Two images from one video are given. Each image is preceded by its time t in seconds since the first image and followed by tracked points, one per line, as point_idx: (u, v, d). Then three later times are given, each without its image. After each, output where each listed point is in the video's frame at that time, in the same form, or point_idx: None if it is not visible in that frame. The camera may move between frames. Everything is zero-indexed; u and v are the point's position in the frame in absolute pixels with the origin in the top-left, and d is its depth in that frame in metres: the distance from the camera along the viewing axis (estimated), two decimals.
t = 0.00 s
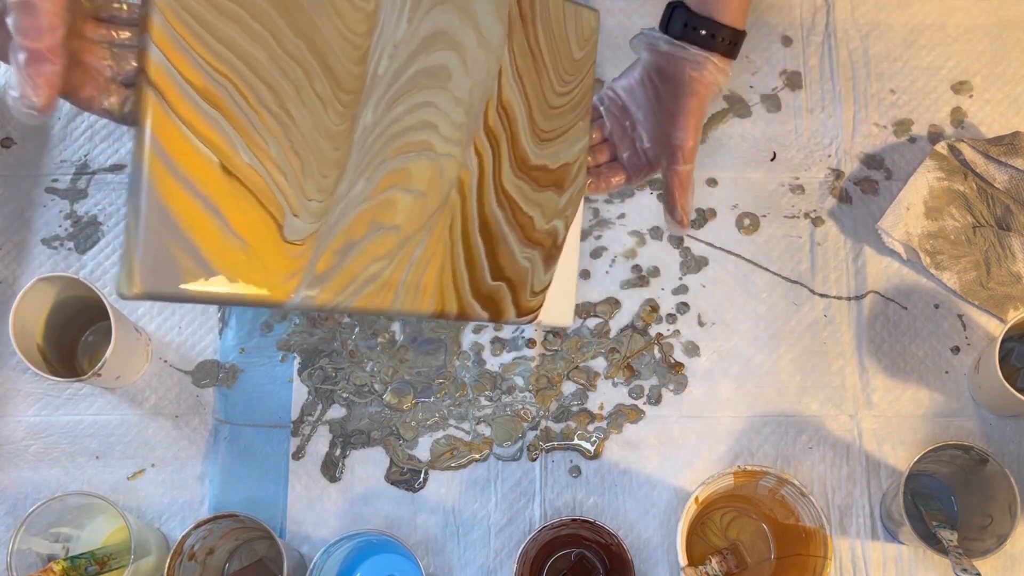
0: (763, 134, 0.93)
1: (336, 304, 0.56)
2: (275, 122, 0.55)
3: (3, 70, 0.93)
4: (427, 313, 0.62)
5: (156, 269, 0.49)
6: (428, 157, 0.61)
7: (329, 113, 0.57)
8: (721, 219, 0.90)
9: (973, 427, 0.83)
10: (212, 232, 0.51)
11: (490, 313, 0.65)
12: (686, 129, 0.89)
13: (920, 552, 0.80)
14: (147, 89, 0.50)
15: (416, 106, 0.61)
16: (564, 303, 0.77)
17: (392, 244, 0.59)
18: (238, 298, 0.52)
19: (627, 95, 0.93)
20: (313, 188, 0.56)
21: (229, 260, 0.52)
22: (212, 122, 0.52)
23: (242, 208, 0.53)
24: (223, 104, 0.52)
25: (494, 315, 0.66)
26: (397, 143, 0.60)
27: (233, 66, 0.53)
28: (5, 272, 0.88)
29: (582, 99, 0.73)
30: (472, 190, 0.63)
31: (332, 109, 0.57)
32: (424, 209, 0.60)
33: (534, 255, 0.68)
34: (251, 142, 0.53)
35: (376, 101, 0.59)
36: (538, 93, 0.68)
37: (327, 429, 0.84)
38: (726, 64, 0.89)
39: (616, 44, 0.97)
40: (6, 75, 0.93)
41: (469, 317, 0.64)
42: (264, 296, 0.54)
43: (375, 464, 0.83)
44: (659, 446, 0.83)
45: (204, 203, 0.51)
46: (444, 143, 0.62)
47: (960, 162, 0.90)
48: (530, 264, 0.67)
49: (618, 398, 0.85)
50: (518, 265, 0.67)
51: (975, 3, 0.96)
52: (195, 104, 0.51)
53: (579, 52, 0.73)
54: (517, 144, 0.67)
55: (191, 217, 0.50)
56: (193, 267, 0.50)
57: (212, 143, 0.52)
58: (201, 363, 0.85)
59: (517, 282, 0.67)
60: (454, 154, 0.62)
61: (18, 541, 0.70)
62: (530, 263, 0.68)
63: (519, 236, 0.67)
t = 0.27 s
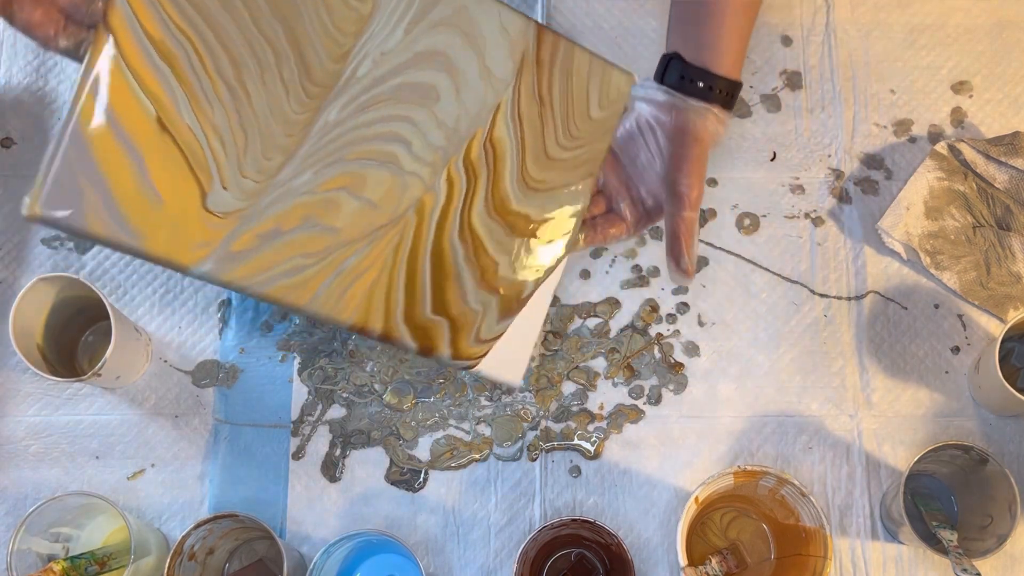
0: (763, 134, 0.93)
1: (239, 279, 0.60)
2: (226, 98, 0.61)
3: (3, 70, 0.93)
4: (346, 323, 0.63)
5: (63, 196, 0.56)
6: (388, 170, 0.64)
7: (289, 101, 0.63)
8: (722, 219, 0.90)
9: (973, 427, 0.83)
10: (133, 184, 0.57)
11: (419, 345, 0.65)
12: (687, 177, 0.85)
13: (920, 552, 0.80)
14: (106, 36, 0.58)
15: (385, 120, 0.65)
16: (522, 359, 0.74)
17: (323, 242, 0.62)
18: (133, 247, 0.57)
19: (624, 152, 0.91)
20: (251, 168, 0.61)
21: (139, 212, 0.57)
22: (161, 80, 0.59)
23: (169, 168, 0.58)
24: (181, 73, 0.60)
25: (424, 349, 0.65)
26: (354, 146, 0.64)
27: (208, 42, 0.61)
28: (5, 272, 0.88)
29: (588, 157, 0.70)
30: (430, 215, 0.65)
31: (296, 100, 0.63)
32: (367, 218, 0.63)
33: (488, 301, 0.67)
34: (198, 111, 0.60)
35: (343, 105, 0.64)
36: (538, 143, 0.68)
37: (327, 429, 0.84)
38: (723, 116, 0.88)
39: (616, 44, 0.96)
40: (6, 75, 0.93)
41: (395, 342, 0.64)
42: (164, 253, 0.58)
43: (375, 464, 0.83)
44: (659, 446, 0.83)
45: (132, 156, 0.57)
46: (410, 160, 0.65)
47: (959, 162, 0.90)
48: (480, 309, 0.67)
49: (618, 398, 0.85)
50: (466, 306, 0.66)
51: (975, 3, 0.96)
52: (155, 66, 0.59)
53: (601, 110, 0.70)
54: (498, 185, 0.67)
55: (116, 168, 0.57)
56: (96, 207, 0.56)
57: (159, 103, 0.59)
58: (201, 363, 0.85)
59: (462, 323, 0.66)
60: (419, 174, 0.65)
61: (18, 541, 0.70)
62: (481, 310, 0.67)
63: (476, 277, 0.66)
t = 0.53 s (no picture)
0: (763, 135, 0.93)
1: (189, 254, 0.55)
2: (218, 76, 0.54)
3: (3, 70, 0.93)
4: (285, 320, 0.60)
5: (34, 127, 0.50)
6: (365, 186, 0.59)
7: (283, 95, 0.55)
8: (721, 219, 0.90)
9: (973, 427, 0.83)
10: (104, 139, 0.52)
11: (351, 357, 0.64)
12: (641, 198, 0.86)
13: (920, 551, 0.79)
14: None
15: (376, 135, 0.58)
16: (447, 394, 0.77)
17: (281, 239, 0.58)
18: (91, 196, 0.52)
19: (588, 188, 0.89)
20: (227, 149, 0.55)
21: (106, 167, 0.52)
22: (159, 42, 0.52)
23: (145, 130, 0.53)
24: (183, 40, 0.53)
25: (355, 361, 0.64)
26: (337, 150, 0.57)
27: (214, 17, 0.53)
28: (5, 272, 0.88)
29: (577, 224, 0.65)
30: (395, 238, 0.61)
31: (289, 98, 0.56)
32: (331, 227, 0.59)
33: (431, 334, 0.66)
34: (189, 82, 0.53)
35: (337, 116, 0.57)
36: (525, 199, 0.63)
37: (327, 429, 0.84)
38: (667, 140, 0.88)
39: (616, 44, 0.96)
40: (6, 74, 0.93)
41: (326, 347, 0.63)
42: (119, 207, 0.53)
43: (375, 464, 0.83)
44: (659, 446, 0.83)
45: (113, 112, 0.52)
46: (392, 180, 0.59)
47: (960, 162, 0.90)
48: (422, 338, 0.66)
49: (618, 398, 0.85)
50: (408, 334, 0.65)
51: (975, 3, 0.96)
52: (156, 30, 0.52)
53: (600, 180, 0.64)
54: (472, 227, 0.63)
55: (93, 117, 0.51)
56: (63, 145, 0.51)
57: (152, 65, 0.52)
58: (201, 363, 0.85)
59: (400, 349, 0.65)
60: (394, 197, 0.60)
61: (19, 541, 0.70)
62: (422, 341, 0.66)
63: (427, 310, 0.65)
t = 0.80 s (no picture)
0: (763, 135, 0.93)
1: (221, 244, 0.55)
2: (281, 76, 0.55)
3: (3, 70, 0.93)
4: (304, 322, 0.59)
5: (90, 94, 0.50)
6: (401, 195, 0.58)
7: (340, 97, 0.56)
8: (721, 219, 0.90)
9: (973, 428, 0.83)
10: (158, 120, 0.52)
11: (361, 368, 0.62)
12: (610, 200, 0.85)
13: (920, 552, 0.79)
14: None
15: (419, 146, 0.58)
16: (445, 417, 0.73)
17: (313, 240, 0.57)
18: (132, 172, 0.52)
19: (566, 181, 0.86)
20: (277, 144, 0.55)
21: (154, 145, 0.52)
22: (229, 31, 0.53)
23: (199, 115, 0.53)
24: (253, 32, 0.53)
25: (365, 372, 0.63)
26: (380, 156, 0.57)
27: (287, 16, 0.54)
28: (5, 272, 0.88)
29: (588, 257, 0.66)
30: (423, 251, 0.60)
31: (346, 99, 0.56)
32: (362, 234, 0.58)
33: (441, 351, 0.65)
34: (252, 75, 0.54)
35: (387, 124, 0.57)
36: (545, 229, 0.63)
37: (328, 429, 0.84)
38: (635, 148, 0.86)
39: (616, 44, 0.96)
40: (6, 75, 0.93)
41: (339, 357, 0.61)
42: (159, 186, 0.52)
43: (375, 464, 0.83)
44: (659, 446, 0.83)
45: (171, 92, 0.51)
46: (427, 192, 0.58)
47: (960, 162, 0.90)
48: (432, 355, 0.64)
49: (618, 398, 0.85)
50: (419, 348, 0.64)
51: (976, 3, 0.96)
52: (228, 20, 0.53)
53: (610, 219, 0.65)
54: (494, 249, 0.62)
55: (150, 94, 0.51)
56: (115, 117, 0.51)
57: (217, 51, 0.53)
58: (201, 363, 0.85)
59: (408, 364, 0.64)
60: (427, 210, 0.59)
61: (19, 541, 0.70)
62: (433, 357, 0.65)
63: (440, 327, 0.63)
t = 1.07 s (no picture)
0: (763, 135, 0.93)
1: (242, 244, 0.55)
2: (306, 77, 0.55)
3: (3, 70, 0.93)
4: (323, 326, 0.61)
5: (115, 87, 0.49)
6: (423, 201, 0.61)
7: (364, 101, 0.58)
8: (721, 219, 0.90)
9: (973, 428, 0.83)
10: (184, 117, 0.51)
11: (381, 376, 0.65)
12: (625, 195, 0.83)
13: (920, 552, 0.79)
14: None
15: (442, 154, 0.61)
16: (467, 428, 0.72)
17: (335, 244, 0.59)
18: (155, 169, 0.51)
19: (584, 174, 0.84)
20: (301, 144, 0.56)
21: (179, 142, 0.51)
22: (256, 29, 0.53)
23: (225, 114, 0.53)
24: (279, 33, 0.54)
25: (383, 379, 0.65)
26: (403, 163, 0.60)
27: (316, 19, 0.55)
28: (5, 272, 0.88)
29: (610, 271, 0.72)
30: (446, 260, 0.64)
31: (371, 103, 0.58)
32: (385, 238, 0.61)
33: (462, 361, 0.68)
34: (279, 77, 0.54)
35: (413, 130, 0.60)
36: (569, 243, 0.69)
37: (327, 429, 0.84)
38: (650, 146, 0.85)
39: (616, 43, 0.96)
40: (6, 75, 0.93)
41: (358, 362, 0.64)
42: (181, 184, 0.52)
43: (375, 464, 0.83)
44: (659, 446, 0.83)
45: (197, 89, 0.51)
46: (451, 198, 0.62)
47: (960, 162, 0.90)
48: (453, 364, 0.68)
49: (618, 398, 0.85)
50: (440, 358, 0.67)
51: (976, 3, 0.96)
52: (257, 20, 0.53)
53: (637, 234, 0.72)
54: (517, 260, 0.67)
55: (177, 89, 0.50)
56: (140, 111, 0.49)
57: (246, 51, 0.53)
58: (201, 363, 0.85)
59: (429, 372, 0.67)
60: (450, 218, 0.63)
61: (18, 541, 0.70)
62: (453, 367, 0.68)
63: (462, 337, 0.67)
